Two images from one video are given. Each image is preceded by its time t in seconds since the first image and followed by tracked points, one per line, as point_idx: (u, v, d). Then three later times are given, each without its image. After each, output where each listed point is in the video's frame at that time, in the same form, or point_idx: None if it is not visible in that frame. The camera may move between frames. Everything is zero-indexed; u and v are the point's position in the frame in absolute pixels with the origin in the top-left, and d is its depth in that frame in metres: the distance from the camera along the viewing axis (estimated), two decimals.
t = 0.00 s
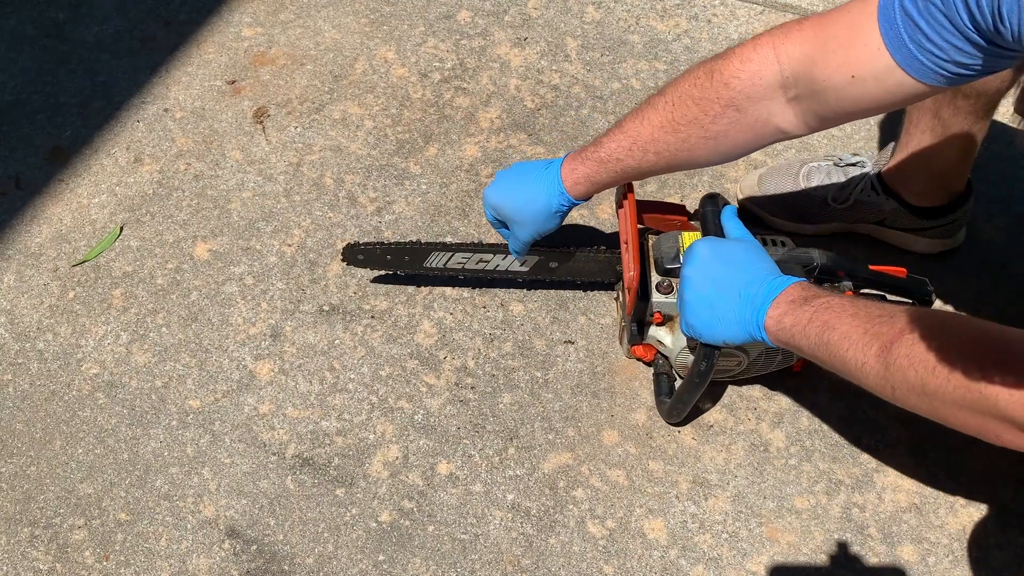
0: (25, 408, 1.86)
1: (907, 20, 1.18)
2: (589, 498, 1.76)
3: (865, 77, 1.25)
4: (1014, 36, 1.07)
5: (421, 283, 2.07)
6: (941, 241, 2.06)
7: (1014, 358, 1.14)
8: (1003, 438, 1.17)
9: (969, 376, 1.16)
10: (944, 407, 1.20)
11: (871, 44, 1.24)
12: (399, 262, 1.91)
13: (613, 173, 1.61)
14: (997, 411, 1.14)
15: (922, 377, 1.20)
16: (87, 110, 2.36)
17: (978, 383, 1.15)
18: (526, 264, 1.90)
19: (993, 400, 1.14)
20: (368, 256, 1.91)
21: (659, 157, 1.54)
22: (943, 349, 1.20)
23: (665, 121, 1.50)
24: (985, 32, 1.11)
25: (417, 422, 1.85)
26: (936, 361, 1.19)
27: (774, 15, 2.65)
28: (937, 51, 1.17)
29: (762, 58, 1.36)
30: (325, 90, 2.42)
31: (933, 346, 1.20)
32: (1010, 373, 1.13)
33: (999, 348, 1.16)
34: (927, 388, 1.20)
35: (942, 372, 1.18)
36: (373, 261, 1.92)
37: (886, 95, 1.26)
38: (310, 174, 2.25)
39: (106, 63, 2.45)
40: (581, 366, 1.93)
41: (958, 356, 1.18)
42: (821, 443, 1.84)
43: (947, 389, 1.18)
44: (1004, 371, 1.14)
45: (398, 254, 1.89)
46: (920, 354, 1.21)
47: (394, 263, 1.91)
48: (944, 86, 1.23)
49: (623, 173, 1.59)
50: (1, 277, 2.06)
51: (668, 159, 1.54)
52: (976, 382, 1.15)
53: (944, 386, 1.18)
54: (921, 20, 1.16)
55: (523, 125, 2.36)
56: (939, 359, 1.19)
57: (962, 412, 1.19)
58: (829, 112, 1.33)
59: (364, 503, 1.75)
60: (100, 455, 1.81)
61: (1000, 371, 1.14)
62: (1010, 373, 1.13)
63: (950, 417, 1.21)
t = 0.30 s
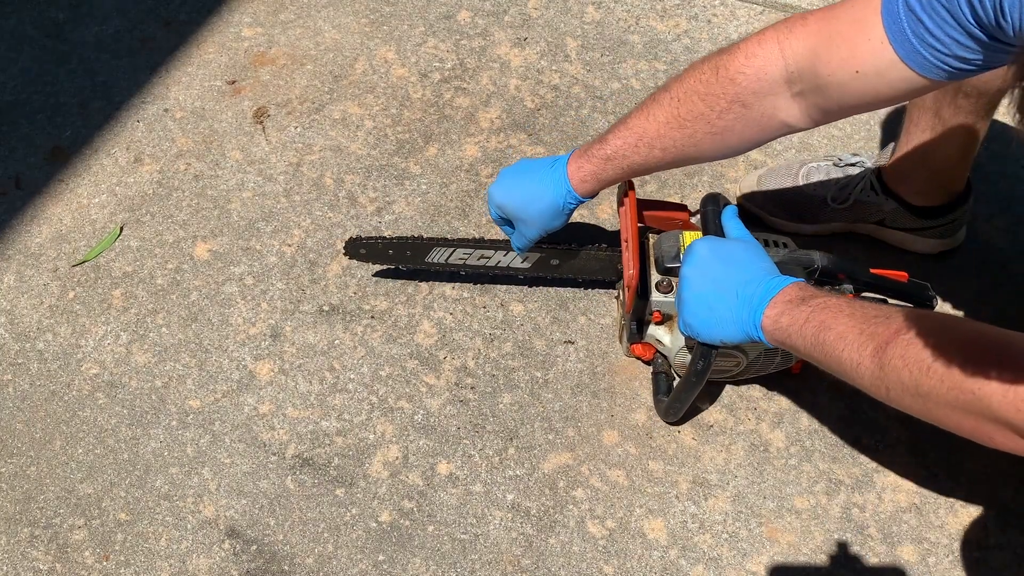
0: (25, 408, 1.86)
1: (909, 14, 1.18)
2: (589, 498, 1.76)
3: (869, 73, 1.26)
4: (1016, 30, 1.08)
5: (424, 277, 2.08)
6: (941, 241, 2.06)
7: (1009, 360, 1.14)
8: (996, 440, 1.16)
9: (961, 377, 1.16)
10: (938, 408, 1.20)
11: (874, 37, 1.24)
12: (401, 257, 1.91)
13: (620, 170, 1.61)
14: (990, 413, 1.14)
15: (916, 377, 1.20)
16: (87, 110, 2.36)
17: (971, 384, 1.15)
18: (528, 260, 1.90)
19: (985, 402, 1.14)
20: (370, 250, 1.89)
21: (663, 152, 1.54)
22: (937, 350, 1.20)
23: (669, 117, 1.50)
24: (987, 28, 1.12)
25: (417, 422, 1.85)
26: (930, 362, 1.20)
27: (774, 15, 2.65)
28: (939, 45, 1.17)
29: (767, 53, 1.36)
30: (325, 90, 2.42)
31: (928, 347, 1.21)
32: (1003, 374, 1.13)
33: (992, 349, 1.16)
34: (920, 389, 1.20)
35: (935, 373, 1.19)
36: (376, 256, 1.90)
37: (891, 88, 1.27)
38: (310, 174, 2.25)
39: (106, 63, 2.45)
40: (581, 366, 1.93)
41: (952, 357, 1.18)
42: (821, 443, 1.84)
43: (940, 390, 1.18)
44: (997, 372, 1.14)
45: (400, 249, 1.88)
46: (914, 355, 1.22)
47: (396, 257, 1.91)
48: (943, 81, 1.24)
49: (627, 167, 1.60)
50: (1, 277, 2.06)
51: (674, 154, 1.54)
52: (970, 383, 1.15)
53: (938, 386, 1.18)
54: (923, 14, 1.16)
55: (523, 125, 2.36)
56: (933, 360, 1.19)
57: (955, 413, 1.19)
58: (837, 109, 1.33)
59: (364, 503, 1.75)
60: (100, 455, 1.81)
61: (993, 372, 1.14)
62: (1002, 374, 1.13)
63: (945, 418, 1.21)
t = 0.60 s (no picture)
0: (25, 408, 1.87)
1: None
2: (589, 498, 1.76)
3: (907, 44, 1.26)
4: None
5: (425, 275, 2.08)
6: (941, 241, 2.06)
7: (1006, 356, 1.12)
8: (995, 440, 1.15)
9: (959, 376, 1.15)
10: (935, 407, 1.19)
11: (913, 14, 1.24)
12: (401, 256, 1.90)
13: (656, 131, 1.61)
14: (987, 411, 1.12)
15: (914, 375, 1.19)
16: (87, 110, 2.36)
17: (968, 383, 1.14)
18: (528, 260, 1.88)
19: (983, 400, 1.12)
20: (371, 249, 1.88)
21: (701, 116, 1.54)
22: (935, 349, 1.19)
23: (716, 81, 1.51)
24: None
25: (417, 422, 1.85)
26: (927, 361, 1.19)
27: (774, 14, 2.65)
28: (971, 16, 1.17)
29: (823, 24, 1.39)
30: (325, 90, 2.42)
31: (925, 346, 1.20)
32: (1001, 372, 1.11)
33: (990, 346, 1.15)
34: (917, 387, 1.19)
35: (932, 372, 1.17)
36: (376, 254, 1.89)
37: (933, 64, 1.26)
38: (310, 174, 2.25)
39: (106, 63, 2.45)
40: (581, 366, 1.93)
41: (949, 356, 1.17)
42: (821, 443, 1.84)
43: (938, 389, 1.17)
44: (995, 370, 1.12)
45: (400, 248, 1.87)
46: (912, 354, 1.21)
47: (397, 255, 1.90)
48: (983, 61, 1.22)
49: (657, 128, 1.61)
50: (1, 277, 2.06)
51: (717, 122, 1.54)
52: (965, 380, 1.14)
53: (935, 384, 1.17)
54: None
55: (523, 125, 2.36)
56: (930, 359, 1.19)
57: (954, 413, 1.17)
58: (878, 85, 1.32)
59: (364, 503, 1.75)
60: (100, 455, 1.81)
61: (990, 370, 1.12)
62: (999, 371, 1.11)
63: (944, 418, 1.19)
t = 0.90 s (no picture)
0: (25, 408, 1.87)
1: None
2: (589, 498, 1.76)
3: None
4: None
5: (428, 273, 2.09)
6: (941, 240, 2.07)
7: (1001, 345, 1.08)
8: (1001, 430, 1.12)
9: (954, 369, 1.12)
10: (936, 400, 1.17)
11: None
12: (403, 250, 1.92)
13: None
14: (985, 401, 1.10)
15: (911, 370, 1.18)
16: (87, 110, 2.36)
17: (963, 374, 1.11)
18: (530, 257, 1.88)
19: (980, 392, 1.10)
20: (374, 243, 1.92)
21: None
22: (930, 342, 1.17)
23: None
24: None
25: (417, 421, 1.85)
26: (922, 354, 1.17)
27: (774, 14, 2.65)
28: None
29: None
30: (325, 90, 2.42)
31: (920, 340, 1.18)
32: (993, 362, 1.08)
33: (982, 335, 1.11)
34: (915, 381, 1.18)
35: (928, 366, 1.16)
36: (379, 249, 1.93)
37: None
38: (310, 174, 2.25)
39: (106, 63, 2.45)
40: (581, 366, 1.93)
41: (943, 348, 1.14)
42: (821, 443, 1.84)
43: (935, 382, 1.15)
44: (987, 361, 1.09)
45: (401, 242, 1.90)
46: (908, 348, 1.19)
47: (398, 251, 1.93)
48: None
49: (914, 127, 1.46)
50: (1, 278, 2.06)
51: None
52: (960, 373, 1.12)
53: (931, 377, 1.15)
54: None
55: (523, 125, 2.36)
56: (925, 353, 1.16)
57: (957, 405, 1.15)
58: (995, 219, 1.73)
59: (364, 503, 1.75)
60: (100, 455, 1.81)
61: (982, 360, 1.09)
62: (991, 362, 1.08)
63: (948, 410, 1.17)
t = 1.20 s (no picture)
0: (25, 408, 1.86)
1: None
2: (589, 498, 1.76)
3: None
4: None
5: (429, 272, 2.09)
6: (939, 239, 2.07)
7: (1004, 336, 1.15)
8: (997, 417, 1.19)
9: (959, 359, 1.17)
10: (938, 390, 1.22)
11: None
12: (405, 247, 1.93)
13: None
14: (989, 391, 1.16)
15: (916, 360, 1.22)
16: (87, 110, 2.36)
17: (968, 364, 1.17)
18: (532, 255, 1.88)
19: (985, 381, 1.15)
20: (375, 240, 1.93)
21: None
22: (936, 333, 1.21)
23: None
24: None
25: (417, 421, 1.85)
26: (928, 345, 1.21)
27: (774, 15, 2.65)
28: None
29: None
30: (325, 90, 2.42)
31: (927, 330, 1.22)
32: (997, 353, 1.14)
33: (986, 326, 1.17)
34: (922, 372, 1.22)
35: (934, 356, 1.20)
36: (380, 246, 1.93)
37: None
38: (310, 174, 2.25)
39: (106, 63, 2.45)
40: (581, 366, 1.93)
41: (949, 339, 1.19)
42: (821, 443, 1.84)
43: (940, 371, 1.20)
44: (991, 352, 1.15)
45: (404, 239, 1.91)
46: (914, 339, 1.23)
47: (400, 248, 1.93)
48: None
49: None
50: (0, 277, 2.06)
51: None
52: (965, 363, 1.17)
53: (938, 367, 1.20)
54: None
55: (523, 125, 2.36)
56: (931, 343, 1.21)
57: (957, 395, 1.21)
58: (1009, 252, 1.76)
59: (364, 503, 1.75)
60: (100, 455, 1.80)
61: (987, 351, 1.15)
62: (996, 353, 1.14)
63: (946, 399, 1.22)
